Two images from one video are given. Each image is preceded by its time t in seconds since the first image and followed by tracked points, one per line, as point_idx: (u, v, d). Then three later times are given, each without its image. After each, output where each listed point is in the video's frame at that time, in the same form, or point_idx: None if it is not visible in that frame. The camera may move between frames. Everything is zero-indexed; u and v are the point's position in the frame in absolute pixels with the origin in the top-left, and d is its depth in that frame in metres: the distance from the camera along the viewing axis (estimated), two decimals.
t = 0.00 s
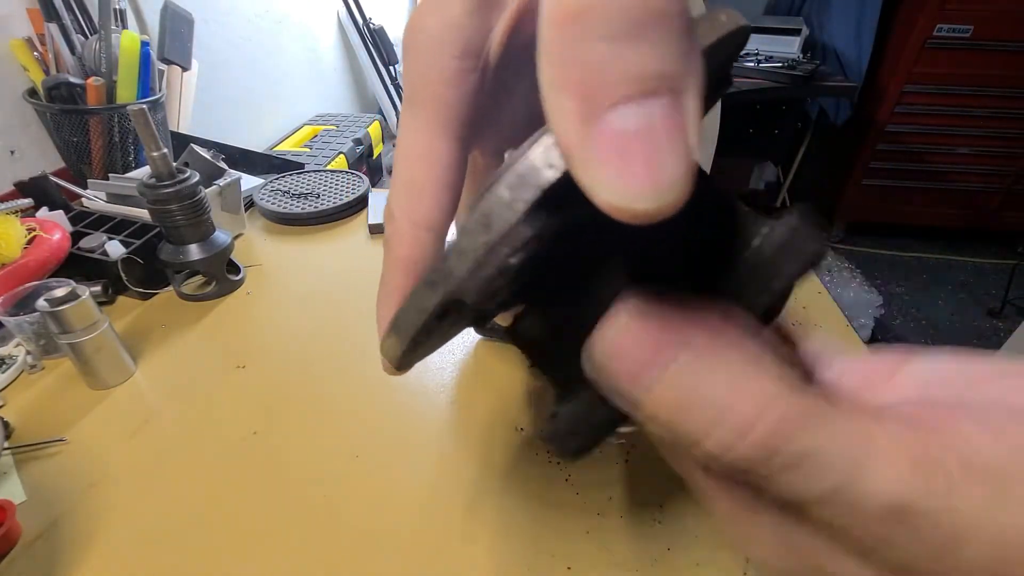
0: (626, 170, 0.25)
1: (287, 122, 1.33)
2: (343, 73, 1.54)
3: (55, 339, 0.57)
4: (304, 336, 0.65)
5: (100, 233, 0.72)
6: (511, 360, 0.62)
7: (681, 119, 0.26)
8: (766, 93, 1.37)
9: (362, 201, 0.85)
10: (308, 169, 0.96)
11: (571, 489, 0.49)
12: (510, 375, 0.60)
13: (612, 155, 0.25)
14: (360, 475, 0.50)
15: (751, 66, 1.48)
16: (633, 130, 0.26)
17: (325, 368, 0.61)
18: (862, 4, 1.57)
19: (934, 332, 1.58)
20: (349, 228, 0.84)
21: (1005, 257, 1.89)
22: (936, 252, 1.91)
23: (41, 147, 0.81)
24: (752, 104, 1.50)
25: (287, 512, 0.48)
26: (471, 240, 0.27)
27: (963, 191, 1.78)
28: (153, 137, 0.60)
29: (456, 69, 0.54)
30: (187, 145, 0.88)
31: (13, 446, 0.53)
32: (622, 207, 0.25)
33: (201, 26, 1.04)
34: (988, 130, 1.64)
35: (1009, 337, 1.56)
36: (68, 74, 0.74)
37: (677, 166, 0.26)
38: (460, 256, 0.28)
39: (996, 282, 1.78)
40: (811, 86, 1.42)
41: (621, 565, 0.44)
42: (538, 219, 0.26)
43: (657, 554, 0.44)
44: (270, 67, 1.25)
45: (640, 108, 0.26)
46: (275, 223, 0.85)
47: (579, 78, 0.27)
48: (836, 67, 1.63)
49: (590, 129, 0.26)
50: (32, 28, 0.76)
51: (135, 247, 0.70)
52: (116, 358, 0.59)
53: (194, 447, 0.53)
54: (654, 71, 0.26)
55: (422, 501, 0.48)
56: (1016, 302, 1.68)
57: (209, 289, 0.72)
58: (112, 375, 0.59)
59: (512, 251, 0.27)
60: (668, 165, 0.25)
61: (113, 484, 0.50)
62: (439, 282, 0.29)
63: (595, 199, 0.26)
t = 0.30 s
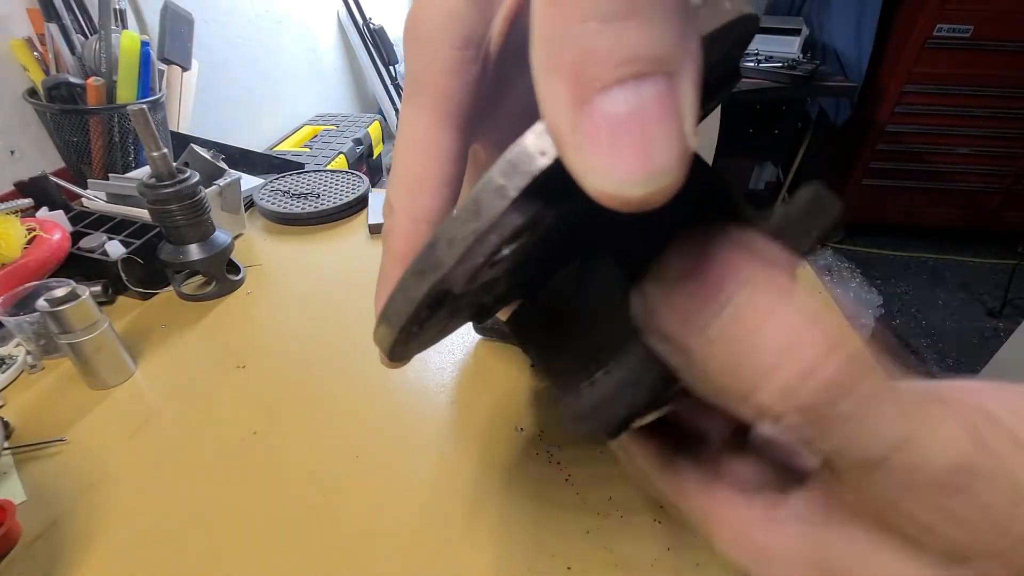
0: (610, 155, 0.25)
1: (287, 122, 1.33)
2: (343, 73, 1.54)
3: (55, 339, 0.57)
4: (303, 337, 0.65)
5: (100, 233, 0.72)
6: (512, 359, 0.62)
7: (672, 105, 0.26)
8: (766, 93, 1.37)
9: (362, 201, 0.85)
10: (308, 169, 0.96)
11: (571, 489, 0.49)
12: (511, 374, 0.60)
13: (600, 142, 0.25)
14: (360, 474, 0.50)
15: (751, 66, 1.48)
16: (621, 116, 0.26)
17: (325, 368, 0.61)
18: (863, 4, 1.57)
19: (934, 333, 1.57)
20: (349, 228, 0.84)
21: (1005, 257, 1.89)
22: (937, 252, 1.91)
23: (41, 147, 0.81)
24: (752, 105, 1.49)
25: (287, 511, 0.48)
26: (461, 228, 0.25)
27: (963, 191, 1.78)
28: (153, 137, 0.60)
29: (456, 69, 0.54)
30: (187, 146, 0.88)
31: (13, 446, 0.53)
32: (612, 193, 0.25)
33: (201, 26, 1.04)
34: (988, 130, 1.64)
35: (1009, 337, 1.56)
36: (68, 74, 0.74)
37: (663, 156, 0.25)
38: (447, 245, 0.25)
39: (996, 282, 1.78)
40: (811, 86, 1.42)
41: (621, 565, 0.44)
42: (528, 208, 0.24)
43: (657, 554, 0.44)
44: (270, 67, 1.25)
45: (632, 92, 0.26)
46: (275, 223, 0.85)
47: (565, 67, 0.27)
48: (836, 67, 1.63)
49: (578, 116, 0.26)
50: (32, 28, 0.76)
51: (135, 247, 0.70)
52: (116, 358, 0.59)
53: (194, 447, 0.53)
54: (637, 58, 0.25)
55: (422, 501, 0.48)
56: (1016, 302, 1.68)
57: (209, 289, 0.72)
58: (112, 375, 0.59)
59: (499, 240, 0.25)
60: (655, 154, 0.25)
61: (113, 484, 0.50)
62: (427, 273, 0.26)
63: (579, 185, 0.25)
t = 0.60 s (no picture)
0: (615, 140, 0.23)
1: (287, 122, 1.33)
2: (343, 73, 1.54)
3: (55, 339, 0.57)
4: (303, 338, 0.65)
5: (100, 234, 0.72)
6: (512, 359, 0.62)
7: (680, 94, 0.23)
8: (766, 93, 1.37)
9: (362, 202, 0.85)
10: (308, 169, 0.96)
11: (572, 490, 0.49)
12: (511, 373, 0.60)
13: (605, 123, 0.23)
14: (359, 473, 0.50)
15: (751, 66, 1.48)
16: (630, 100, 0.23)
17: (325, 369, 0.61)
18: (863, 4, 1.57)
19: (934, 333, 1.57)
20: (349, 228, 0.84)
21: (1005, 257, 1.89)
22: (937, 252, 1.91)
23: (41, 147, 0.81)
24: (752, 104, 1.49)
25: (286, 509, 0.48)
26: (460, 216, 0.25)
27: (963, 191, 1.78)
28: (153, 137, 0.60)
29: (457, 69, 0.54)
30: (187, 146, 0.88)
31: (13, 446, 0.53)
32: (614, 184, 0.24)
33: (201, 26, 1.04)
34: (988, 130, 1.64)
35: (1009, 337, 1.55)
36: (68, 74, 0.74)
37: (669, 135, 0.23)
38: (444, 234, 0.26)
39: (996, 282, 1.78)
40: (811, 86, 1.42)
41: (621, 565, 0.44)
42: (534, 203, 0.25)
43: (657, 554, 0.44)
44: (270, 67, 1.25)
45: (637, 74, 0.23)
46: (275, 223, 0.85)
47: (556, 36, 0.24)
48: (836, 67, 1.63)
49: (581, 96, 0.24)
50: (32, 28, 0.76)
51: (135, 248, 0.70)
52: (116, 358, 0.59)
53: (194, 447, 0.53)
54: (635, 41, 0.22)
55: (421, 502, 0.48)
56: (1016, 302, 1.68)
57: (209, 289, 0.72)
58: (112, 375, 0.59)
59: (500, 231, 0.25)
60: (658, 141, 0.23)
61: (113, 484, 0.50)
62: (423, 263, 0.27)
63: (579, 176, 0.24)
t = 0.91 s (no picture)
0: (566, 87, 0.26)
1: (287, 121, 1.33)
2: (343, 73, 1.54)
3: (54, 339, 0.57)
4: (302, 338, 0.65)
5: (100, 233, 0.72)
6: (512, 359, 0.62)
7: (630, 56, 0.27)
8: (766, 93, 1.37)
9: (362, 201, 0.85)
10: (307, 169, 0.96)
11: (572, 490, 0.49)
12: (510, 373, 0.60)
13: (559, 73, 0.26)
14: (359, 472, 0.51)
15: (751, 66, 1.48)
16: (579, 51, 0.27)
17: (325, 369, 0.61)
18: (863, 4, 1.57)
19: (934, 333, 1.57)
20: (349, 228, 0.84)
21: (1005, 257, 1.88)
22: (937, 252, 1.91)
23: (41, 147, 0.81)
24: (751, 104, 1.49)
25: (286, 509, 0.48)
26: (419, 136, 0.28)
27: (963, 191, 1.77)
28: (152, 137, 0.60)
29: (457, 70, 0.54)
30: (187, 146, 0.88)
31: (14, 446, 0.53)
32: (561, 125, 0.27)
33: (201, 26, 1.04)
34: (988, 130, 1.64)
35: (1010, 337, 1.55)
36: (68, 74, 0.74)
37: (610, 87, 0.27)
38: (393, 151, 0.29)
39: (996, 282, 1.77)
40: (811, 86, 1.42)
41: (621, 565, 0.44)
42: (484, 140, 0.28)
43: (656, 554, 0.44)
44: (270, 67, 1.25)
45: (590, 35, 0.27)
46: (275, 223, 0.85)
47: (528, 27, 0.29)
48: (836, 67, 1.63)
49: (538, 49, 0.27)
50: (32, 28, 0.76)
51: (135, 248, 0.70)
52: (116, 358, 0.59)
53: (193, 447, 0.53)
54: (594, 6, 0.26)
55: (421, 502, 0.48)
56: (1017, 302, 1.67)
57: (209, 289, 0.72)
58: (112, 375, 0.59)
59: (448, 163, 0.29)
60: (600, 94, 0.27)
61: (112, 484, 0.50)
62: (367, 182, 0.30)
63: (532, 119, 0.28)
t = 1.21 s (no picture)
0: (290, 201, 0.35)
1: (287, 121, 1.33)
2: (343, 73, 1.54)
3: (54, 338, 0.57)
4: (302, 338, 0.65)
5: (100, 234, 0.72)
6: (512, 359, 0.62)
7: (333, 196, 0.36)
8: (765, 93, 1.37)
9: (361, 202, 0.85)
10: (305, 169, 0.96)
11: (571, 489, 0.49)
12: (510, 373, 0.60)
13: (282, 200, 0.35)
14: (359, 472, 0.51)
15: (750, 66, 1.48)
16: (307, 189, 0.35)
17: (325, 369, 0.61)
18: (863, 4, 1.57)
19: (935, 334, 1.57)
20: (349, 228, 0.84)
21: (1005, 257, 1.88)
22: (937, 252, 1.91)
23: (41, 147, 0.81)
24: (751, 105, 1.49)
25: (287, 509, 0.48)
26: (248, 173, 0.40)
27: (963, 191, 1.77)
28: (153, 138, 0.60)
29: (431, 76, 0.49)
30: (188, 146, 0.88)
31: (13, 446, 0.53)
32: (279, 227, 0.36)
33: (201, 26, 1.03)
34: (988, 130, 1.63)
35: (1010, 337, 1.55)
36: (68, 74, 0.74)
37: (319, 213, 0.36)
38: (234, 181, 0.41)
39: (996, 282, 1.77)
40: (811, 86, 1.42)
41: (621, 565, 0.44)
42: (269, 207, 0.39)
43: (656, 554, 0.44)
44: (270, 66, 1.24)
45: (307, 185, 0.35)
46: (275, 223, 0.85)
47: None
48: (836, 67, 1.63)
49: (271, 181, 0.34)
50: (32, 28, 0.77)
51: (135, 248, 0.70)
52: (116, 358, 0.59)
53: (194, 447, 0.53)
54: (330, 156, 0.34)
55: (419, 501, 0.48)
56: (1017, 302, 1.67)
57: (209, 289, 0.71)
58: (112, 375, 0.59)
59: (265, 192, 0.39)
60: (302, 219, 0.35)
61: (112, 485, 0.50)
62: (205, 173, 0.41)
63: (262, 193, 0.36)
